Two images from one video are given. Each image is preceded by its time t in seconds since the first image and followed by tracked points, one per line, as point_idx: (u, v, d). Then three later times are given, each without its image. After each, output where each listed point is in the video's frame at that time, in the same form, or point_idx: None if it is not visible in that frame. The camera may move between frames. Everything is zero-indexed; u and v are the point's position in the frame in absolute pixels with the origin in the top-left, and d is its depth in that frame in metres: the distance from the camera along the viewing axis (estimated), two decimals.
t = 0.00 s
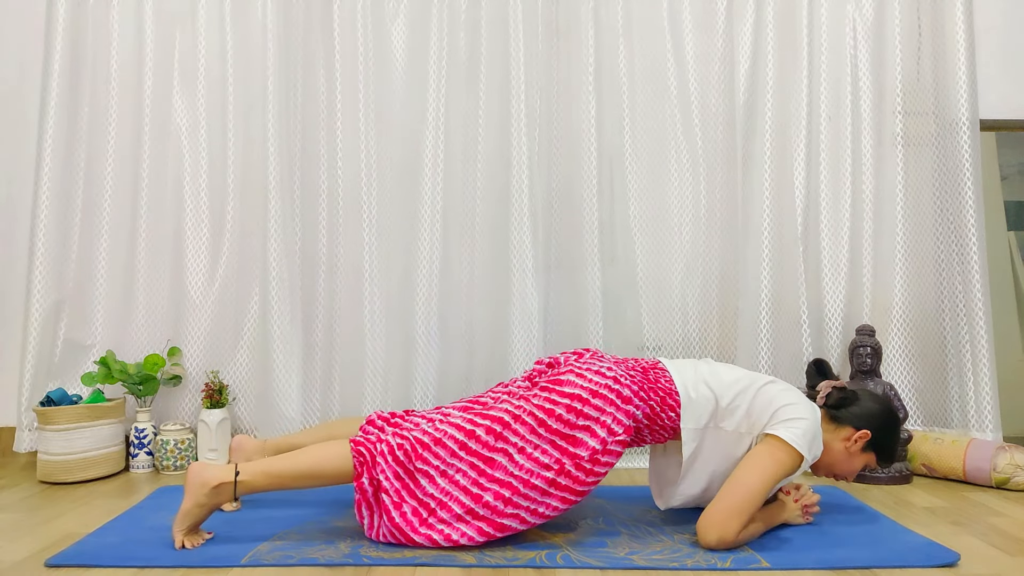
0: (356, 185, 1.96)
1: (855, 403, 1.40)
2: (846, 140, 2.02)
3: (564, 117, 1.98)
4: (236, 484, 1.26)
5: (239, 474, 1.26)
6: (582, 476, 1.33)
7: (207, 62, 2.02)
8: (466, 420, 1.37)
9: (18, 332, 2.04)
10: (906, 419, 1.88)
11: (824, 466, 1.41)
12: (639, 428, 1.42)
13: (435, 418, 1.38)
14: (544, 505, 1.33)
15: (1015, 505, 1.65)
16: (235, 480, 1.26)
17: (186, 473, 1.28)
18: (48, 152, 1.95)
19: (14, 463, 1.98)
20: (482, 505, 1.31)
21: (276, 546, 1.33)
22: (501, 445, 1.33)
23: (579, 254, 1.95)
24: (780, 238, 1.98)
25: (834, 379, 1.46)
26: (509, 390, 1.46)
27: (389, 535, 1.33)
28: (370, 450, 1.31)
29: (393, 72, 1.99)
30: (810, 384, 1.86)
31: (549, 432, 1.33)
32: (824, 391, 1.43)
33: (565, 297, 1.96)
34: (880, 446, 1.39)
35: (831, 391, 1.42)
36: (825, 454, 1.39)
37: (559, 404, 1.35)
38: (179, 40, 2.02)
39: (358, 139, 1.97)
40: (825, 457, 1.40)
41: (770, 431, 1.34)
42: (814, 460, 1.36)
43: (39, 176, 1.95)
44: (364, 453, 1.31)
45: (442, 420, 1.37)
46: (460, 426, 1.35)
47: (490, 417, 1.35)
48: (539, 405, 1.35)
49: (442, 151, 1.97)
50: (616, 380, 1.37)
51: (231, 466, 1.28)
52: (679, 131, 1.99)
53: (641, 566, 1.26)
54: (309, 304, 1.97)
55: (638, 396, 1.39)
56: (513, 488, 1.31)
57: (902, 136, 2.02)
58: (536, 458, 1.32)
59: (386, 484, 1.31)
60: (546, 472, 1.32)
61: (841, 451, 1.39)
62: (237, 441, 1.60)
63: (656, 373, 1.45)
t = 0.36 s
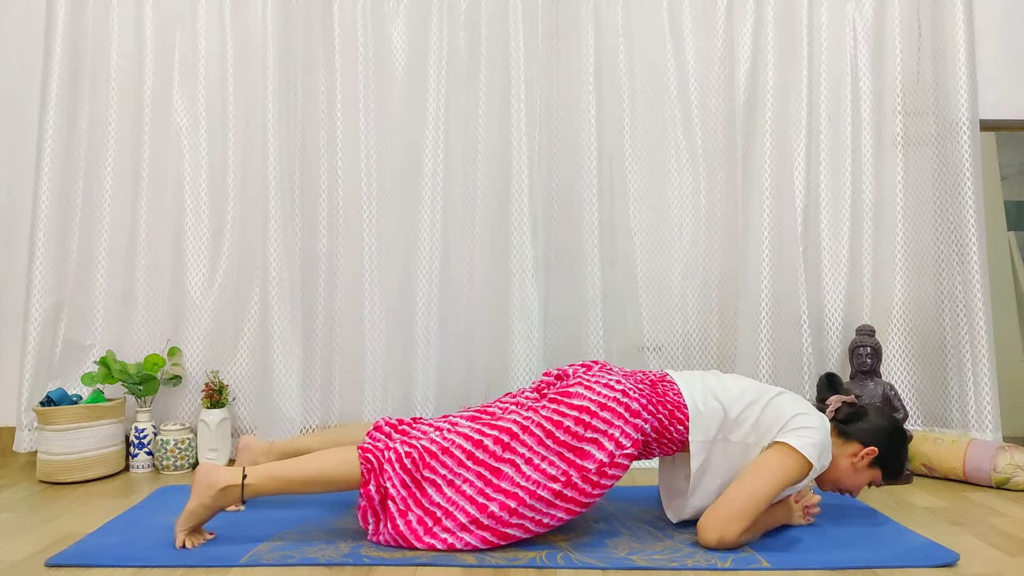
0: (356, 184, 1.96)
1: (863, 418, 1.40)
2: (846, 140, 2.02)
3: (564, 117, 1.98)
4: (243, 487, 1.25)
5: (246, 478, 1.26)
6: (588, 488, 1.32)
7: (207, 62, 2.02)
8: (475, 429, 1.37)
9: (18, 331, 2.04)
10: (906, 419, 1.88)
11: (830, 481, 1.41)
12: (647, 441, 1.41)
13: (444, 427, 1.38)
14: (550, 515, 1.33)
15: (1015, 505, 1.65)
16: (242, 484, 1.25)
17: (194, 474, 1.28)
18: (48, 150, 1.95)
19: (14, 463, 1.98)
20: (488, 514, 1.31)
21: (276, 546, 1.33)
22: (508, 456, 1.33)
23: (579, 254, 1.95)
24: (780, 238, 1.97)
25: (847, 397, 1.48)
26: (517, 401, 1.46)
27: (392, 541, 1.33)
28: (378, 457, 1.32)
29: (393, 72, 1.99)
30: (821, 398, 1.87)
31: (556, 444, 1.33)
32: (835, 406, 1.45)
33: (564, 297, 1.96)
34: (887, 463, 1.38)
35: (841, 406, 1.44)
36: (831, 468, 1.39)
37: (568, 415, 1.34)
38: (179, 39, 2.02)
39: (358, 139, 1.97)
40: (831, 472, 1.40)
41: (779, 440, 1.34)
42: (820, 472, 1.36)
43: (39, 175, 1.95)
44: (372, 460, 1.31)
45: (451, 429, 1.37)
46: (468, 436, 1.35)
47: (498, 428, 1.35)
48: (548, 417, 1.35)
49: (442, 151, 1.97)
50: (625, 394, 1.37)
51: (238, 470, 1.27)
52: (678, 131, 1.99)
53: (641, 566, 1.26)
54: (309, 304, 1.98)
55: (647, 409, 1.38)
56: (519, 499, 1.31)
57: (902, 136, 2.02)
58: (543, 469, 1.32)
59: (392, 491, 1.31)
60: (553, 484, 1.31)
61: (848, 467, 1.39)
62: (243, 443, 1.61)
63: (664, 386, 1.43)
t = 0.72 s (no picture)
0: (357, 184, 1.97)
1: (867, 429, 1.38)
2: (846, 140, 2.02)
3: (564, 118, 1.98)
4: (245, 488, 1.25)
5: (249, 479, 1.25)
6: (591, 498, 1.32)
7: (207, 63, 2.02)
8: (478, 437, 1.36)
9: (18, 331, 2.04)
10: (906, 419, 1.88)
11: (832, 490, 1.41)
12: (651, 451, 1.40)
13: (448, 433, 1.38)
14: (551, 524, 1.33)
15: (1015, 505, 1.65)
16: (244, 485, 1.25)
17: (197, 473, 1.28)
18: (48, 150, 1.94)
19: (14, 462, 1.98)
20: (490, 521, 1.30)
21: (275, 546, 1.33)
22: (511, 463, 1.32)
23: (579, 254, 1.95)
24: (780, 239, 1.97)
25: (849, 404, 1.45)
26: (521, 409, 1.45)
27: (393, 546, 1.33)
28: (381, 462, 1.31)
29: (394, 72, 2.00)
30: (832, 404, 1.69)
31: (560, 453, 1.32)
32: (839, 414, 1.42)
33: (564, 296, 1.96)
34: (890, 474, 1.37)
35: (845, 415, 1.41)
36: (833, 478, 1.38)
37: (572, 424, 1.34)
38: (180, 39, 2.02)
39: (359, 140, 1.97)
40: (833, 481, 1.40)
41: (783, 444, 1.34)
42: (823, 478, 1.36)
43: (39, 174, 1.94)
44: (374, 465, 1.31)
45: (454, 436, 1.37)
46: (472, 443, 1.34)
47: (502, 435, 1.35)
48: (551, 425, 1.34)
49: (442, 152, 1.97)
50: (629, 404, 1.36)
51: (241, 471, 1.27)
52: (678, 131, 1.99)
53: (641, 566, 1.26)
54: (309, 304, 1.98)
55: (650, 419, 1.37)
56: (522, 507, 1.30)
57: (902, 136, 2.03)
58: (545, 478, 1.31)
59: (394, 497, 1.31)
60: (556, 492, 1.31)
61: (850, 477, 1.38)
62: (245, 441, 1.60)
63: (667, 396, 1.43)
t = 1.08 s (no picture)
0: (357, 184, 1.97)
1: (868, 436, 1.39)
2: (846, 140, 2.02)
3: (564, 117, 1.98)
4: (245, 489, 1.25)
5: (250, 481, 1.25)
6: (591, 504, 1.32)
7: (207, 62, 2.01)
8: (479, 441, 1.36)
9: (18, 331, 2.04)
10: (906, 419, 1.88)
11: (832, 498, 1.41)
12: (651, 457, 1.39)
13: (449, 437, 1.38)
14: (552, 530, 1.33)
15: (1015, 505, 1.65)
16: (245, 486, 1.25)
17: (198, 473, 1.28)
18: (48, 151, 1.94)
19: (14, 462, 1.98)
20: (490, 526, 1.30)
21: (275, 546, 1.33)
22: (512, 469, 1.32)
23: (579, 255, 1.95)
24: (780, 240, 1.97)
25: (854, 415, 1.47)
26: (522, 414, 1.44)
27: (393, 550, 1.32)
28: (381, 466, 1.31)
29: (394, 72, 2.00)
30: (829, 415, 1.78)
31: (561, 459, 1.32)
32: (840, 423, 1.44)
33: (564, 296, 1.97)
34: (890, 482, 1.36)
35: (847, 423, 1.43)
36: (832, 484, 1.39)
37: (572, 430, 1.33)
38: (180, 38, 2.01)
39: (359, 139, 1.97)
40: (833, 488, 1.40)
41: (786, 448, 1.33)
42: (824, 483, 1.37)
43: (39, 174, 1.94)
44: (375, 469, 1.30)
45: (455, 440, 1.36)
46: (473, 448, 1.34)
47: (503, 441, 1.34)
48: (552, 431, 1.34)
49: (442, 151, 1.97)
50: (630, 410, 1.35)
51: (242, 472, 1.27)
52: (678, 130, 1.99)
53: (641, 567, 1.26)
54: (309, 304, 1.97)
55: (651, 426, 1.37)
56: (522, 512, 1.30)
57: (902, 136, 2.03)
58: (546, 484, 1.31)
59: (394, 501, 1.31)
60: (556, 498, 1.31)
61: (849, 484, 1.38)
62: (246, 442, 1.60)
63: (668, 402, 1.42)
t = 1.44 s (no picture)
0: (357, 184, 1.97)
1: (868, 441, 1.39)
2: (846, 139, 2.02)
3: (564, 117, 1.98)
4: (244, 491, 1.25)
5: (248, 483, 1.25)
6: (592, 511, 1.32)
7: (207, 62, 2.02)
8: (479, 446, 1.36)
9: (19, 330, 2.04)
10: (906, 419, 1.88)
11: (831, 501, 1.42)
12: (651, 463, 1.39)
13: (448, 441, 1.37)
14: (553, 537, 1.32)
15: (1015, 506, 1.65)
16: (243, 488, 1.25)
17: (195, 475, 1.27)
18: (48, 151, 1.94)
19: (14, 462, 1.98)
20: (490, 531, 1.30)
21: (275, 546, 1.33)
22: (512, 474, 1.32)
23: (578, 255, 1.95)
24: (780, 240, 1.97)
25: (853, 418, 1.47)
26: (522, 419, 1.44)
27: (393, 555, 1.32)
28: (381, 470, 1.30)
29: (394, 72, 2.00)
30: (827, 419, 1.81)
31: (561, 465, 1.32)
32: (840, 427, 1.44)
33: (564, 295, 1.97)
34: (889, 487, 1.37)
35: (846, 427, 1.44)
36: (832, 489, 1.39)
37: (573, 436, 1.33)
38: (180, 38, 2.01)
39: (359, 139, 1.97)
40: (833, 492, 1.41)
41: (787, 450, 1.34)
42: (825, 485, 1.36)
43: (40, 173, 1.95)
44: (375, 473, 1.30)
45: (455, 445, 1.36)
46: (472, 452, 1.34)
47: (503, 445, 1.34)
48: (553, 437, 1.33)
49: (442, 151, 1.97)
50: (630, 416, 1.35)
51: (240, 473, 1.27)
52: (678, 130, 1.99)
53: (641, 567, 1.26)
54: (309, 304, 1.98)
55: (652, 432, 1.36)
56: (522, 518, 1.30)
57: (902, 136, 2.03)
58: (546, 490, 1.31)
59: (394, 505, 1.30)
60: (556, 504, 1.31)
61: (849, 488, 1.39)
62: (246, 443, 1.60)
63: (668, 408, 1.41)
